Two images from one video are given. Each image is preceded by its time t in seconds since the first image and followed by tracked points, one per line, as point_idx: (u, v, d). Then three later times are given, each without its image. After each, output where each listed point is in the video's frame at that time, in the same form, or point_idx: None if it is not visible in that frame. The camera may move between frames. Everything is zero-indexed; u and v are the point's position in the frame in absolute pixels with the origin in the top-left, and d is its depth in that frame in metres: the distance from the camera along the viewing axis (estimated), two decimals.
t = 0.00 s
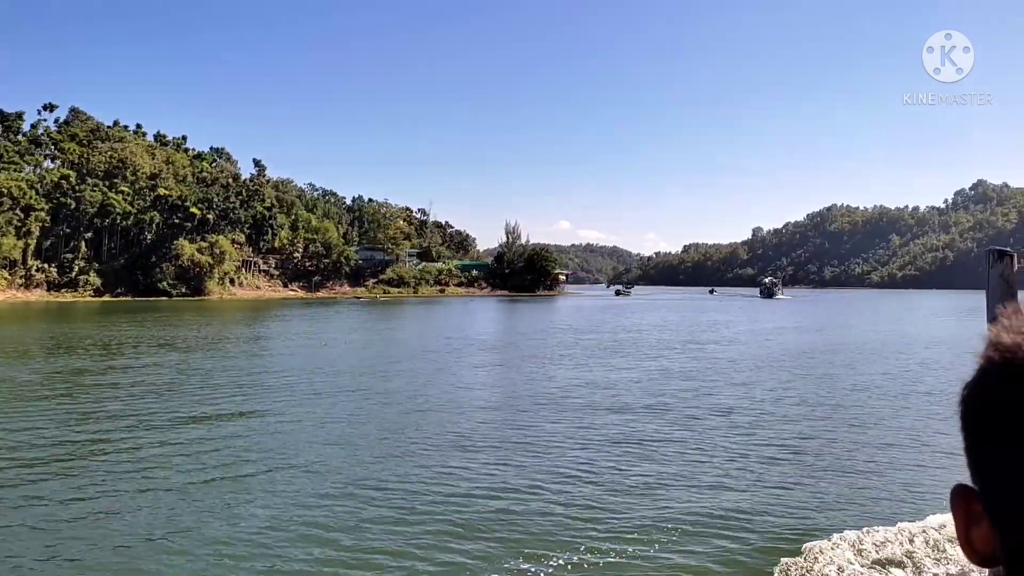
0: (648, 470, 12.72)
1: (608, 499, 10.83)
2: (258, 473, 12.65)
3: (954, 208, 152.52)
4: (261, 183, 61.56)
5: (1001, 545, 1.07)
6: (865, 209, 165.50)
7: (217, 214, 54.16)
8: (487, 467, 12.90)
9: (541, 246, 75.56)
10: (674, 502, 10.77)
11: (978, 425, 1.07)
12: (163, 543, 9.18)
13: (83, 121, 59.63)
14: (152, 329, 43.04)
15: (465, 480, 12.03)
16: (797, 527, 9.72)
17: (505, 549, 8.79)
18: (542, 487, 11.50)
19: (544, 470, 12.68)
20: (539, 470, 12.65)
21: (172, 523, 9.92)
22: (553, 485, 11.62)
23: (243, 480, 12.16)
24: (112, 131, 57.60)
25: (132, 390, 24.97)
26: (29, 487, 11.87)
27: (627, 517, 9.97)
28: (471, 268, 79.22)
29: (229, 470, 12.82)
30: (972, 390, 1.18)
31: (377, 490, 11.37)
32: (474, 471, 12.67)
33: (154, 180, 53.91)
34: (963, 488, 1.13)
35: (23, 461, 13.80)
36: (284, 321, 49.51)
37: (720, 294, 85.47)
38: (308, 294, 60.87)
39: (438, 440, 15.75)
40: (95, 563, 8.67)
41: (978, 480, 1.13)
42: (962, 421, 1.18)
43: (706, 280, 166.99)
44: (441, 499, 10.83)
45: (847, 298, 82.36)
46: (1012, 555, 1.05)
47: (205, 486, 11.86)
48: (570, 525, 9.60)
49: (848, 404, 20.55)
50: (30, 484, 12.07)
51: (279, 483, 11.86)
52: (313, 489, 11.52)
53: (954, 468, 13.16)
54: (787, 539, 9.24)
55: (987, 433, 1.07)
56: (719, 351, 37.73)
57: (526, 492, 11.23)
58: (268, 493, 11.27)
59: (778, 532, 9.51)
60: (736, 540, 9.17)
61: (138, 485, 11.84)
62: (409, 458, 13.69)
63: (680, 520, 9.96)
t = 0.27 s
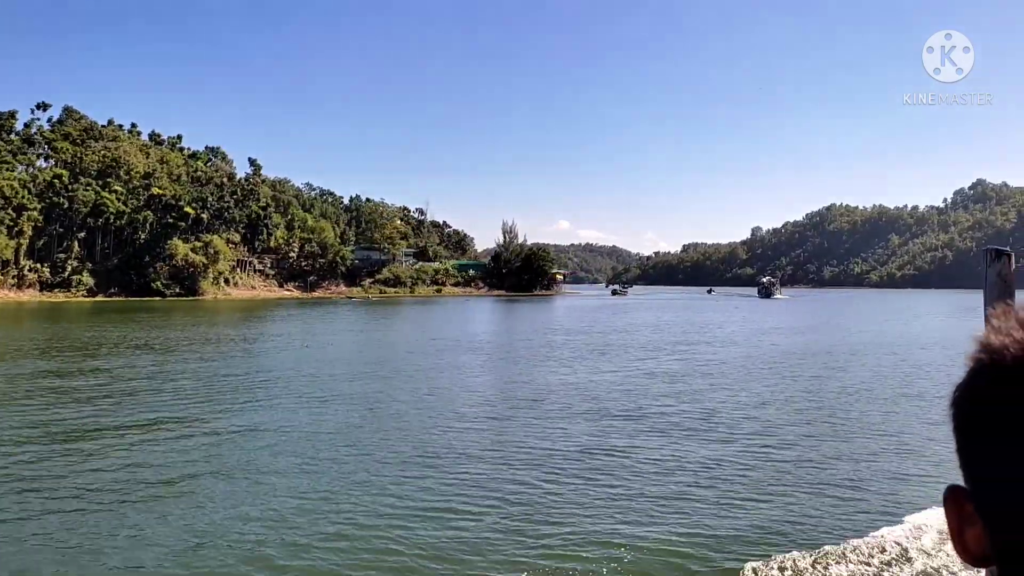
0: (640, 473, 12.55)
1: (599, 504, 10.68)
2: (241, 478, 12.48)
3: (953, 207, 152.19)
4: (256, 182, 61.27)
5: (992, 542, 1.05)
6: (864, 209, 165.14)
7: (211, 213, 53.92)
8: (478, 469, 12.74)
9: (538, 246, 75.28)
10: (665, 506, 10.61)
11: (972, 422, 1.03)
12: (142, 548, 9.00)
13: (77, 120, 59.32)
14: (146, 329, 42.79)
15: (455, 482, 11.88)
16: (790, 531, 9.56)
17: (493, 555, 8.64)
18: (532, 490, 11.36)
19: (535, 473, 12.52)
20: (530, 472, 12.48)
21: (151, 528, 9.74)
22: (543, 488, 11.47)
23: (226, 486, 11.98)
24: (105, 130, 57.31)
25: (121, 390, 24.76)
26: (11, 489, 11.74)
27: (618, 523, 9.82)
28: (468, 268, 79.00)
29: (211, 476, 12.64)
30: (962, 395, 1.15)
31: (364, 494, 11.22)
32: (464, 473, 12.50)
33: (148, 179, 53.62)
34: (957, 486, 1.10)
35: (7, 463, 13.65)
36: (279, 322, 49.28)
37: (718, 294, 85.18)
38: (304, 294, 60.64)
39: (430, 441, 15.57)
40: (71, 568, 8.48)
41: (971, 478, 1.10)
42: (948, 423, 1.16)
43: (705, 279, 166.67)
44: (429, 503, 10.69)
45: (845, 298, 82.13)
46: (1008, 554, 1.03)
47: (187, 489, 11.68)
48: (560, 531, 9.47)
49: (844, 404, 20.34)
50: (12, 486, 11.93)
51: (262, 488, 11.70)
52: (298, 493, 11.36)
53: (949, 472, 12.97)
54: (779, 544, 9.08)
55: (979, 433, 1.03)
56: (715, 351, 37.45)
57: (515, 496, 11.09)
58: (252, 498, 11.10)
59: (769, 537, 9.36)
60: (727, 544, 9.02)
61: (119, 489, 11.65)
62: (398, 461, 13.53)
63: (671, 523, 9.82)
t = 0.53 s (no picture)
0: (634, 472, 12.38)
1: (592, 502, 10.54)
2: (226, 478, 12.28)
3: (954, 207, 151.75)
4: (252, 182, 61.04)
5: (998, 541, 1.05)
6: (864, 208, 164.66)
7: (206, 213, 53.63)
8: (470, 469, 12.58)
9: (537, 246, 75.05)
10: (658, 504, 10.46)
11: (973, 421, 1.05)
12: (119, 551, 8.81)
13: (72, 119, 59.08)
14: (141, 329, 42.57)
15: (447, 482, 11.73)
16: (785, 526, 9.42)
17: (486, 555, 8.54)
18: (525, 490, 11.20)
19: (528, 473, 12.38)
20: (523, 472, 12.32)
21: (128, 529, 9.57)
22: (535, 489, 11.33)
23: (209, 486, 11.78)
24: (101, 130, 57.02)
25: (111, 390, 24.55)
26: None
27: (611, 521, 9.66)
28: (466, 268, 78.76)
29: (196, 475, 12.44)
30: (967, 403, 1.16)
31: (353, 496, 11.07)
32: (457, 473, 12.34)
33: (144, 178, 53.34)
34: (961, 482, 1.11)
35: None
36: (274, 322, 49.09)
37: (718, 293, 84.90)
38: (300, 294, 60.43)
39: (423, 441, 15.39)
40: (41, 573, 8.26)
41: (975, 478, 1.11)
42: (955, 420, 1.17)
43: (705, 279, 166.22)
44: (420, 505, 10.55)
45: (845, 298, 81.80)
46: (1013, 552, 1.02)
47: (169, 488, 11.49)
48: (552, 530, 9.35)
49: (842, 403, 20.11)
50: None
51: (246, 490, 11.49)
52: (284, 495, 11.20)
53: (948, 471, 12.78)
54: (772, 539, 8.95)
55: (984, 432, 1.04)
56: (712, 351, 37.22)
57: (507, 495, 10.95)
58: (240, 497, 10.98)
59: (765, 531, 9.21)
60: (720, 541, 8.89)
61: (100, 487, 11.45)
62: (389, 462, 13.37)
63: (665, 521, 9.66)
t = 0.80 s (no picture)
0: (630, 477, 12.31)
1: (588, 511, 10.48)
2: (213, 481, 12.15)
3: (956, 206, 151.16)
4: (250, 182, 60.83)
5: (1005, 535, 1.07)
6: (866, 208, 164.09)
7: (203, 213, 53.45)
8: (466, 475, 12.53)
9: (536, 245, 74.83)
10: (655, 513, 10.39)
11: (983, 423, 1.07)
12: (104, 559, 8.68)
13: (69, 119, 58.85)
14: (137, 329, 42.41)
15: (441, 487, 11.68)
16: (783, 539, 9.37)
17: (476, 564, 8.52)
18: (521, 497, 11.13)
19: (520, 476, 12.33)
20: (519, 479, 12.27)
21: (113, 537, 9.43)
22: (532, 495, 11.27)
23: (197, 491, 11.65)
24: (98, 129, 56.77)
25: (103, 390, 24.37)
26: None
27: (608, 532, 9.60)
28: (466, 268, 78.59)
29: (185, 479, 12.34)
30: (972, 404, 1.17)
31: (346, 501, 10.98)
32: (453, 478, 12.29)
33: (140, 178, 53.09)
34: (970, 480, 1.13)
35: None
36: (273, 323, 48.63)
37: (718, 293, 84.63)
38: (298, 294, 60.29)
39: (418, 443, 15.34)
40: None
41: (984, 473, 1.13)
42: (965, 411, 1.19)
43: (707, 278, 165.75)
44: (415, 511, 10.49)
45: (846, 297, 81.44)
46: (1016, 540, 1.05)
47: (157, 492, 11.37)
48: (550, 541, 9.29)
49: (841, 403, 19.97)
50: None
51: (235, 495, 11.38)
52: (274, 499, 11.09)
53: (945, 471, 12.70)
54: (770, 551, 8.90)
55: (992, 429, 1.06)
56: (711, 351, 37.01)
57: (503, 503, 10.90)
58: (230, 502, 10.91)
59: (763, 544, 9.16)
60: (717, 554, 8.84)
61: (87, 493, 11.36)
62: (380, 465, 13.27)
63: (661, 533, 9.59)
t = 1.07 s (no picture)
0: (624, 471, 12.24)
1: (582, 502, 10.43)
2: (200, 482, 12.03)
3: (955, 204, 150.76)
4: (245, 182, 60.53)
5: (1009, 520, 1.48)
6: (865, 207, 163.64)
7: (197, 213, 53.22)
8: (460, 470, 12.48)
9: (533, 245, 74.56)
10: (648, 505, 10.35)
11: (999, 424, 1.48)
12: (91, 561, 8.67)
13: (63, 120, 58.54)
14: (131, 330, 42.22)
15: (430, 482, 11.70)
16: (776, 530, 9.31)
17: (462, 555, 8.54)
18: (515, 489, 11.08)
19: (510, 470, 12.35)
20: (513, 472, 12.21)
21: (98, 543, 9.30)
22: (526, 488, 11.22)
23: (186, 491, 11.63)
24: (91, 131, 56.55)
25: (92, 390, 24.21)
26: None
27: (601, 522, 9.55)
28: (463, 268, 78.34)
29: (172, 479, 12.29)
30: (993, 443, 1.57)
31: (336, 499, 10.92)
32: (446, 473, 12.25)
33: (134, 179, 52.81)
34: (984, 472, 1.56)
35: None
36: (272, 325, 48.26)
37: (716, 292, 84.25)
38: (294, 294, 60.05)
39: (411, 440, 15.29)
40: None
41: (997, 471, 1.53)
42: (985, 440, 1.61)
43: (706, 278, 165.40)
44: (407, 505, 10.44)
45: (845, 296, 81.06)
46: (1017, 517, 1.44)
47: (143, 495, 11.32)
48: (543, 529, 9.25)
49: (837, 402, 19.81)
50: None
51: (223, 495, 11.29)
52: (262, 500, 11.00)
53: (940, 472, 12.63)
54: (764, 542, 8.85)
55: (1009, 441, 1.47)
56: (707, 349, 36.81)
57: (496, 496, 10.86)
58: (216, 503, 10.87)
59: (757, 534, 9.12)
60: (710, 544, 8.79)
61: (71, 496, 11.31)
62: (370, 464, 13.19)
63: (655, 522, 9.55)
